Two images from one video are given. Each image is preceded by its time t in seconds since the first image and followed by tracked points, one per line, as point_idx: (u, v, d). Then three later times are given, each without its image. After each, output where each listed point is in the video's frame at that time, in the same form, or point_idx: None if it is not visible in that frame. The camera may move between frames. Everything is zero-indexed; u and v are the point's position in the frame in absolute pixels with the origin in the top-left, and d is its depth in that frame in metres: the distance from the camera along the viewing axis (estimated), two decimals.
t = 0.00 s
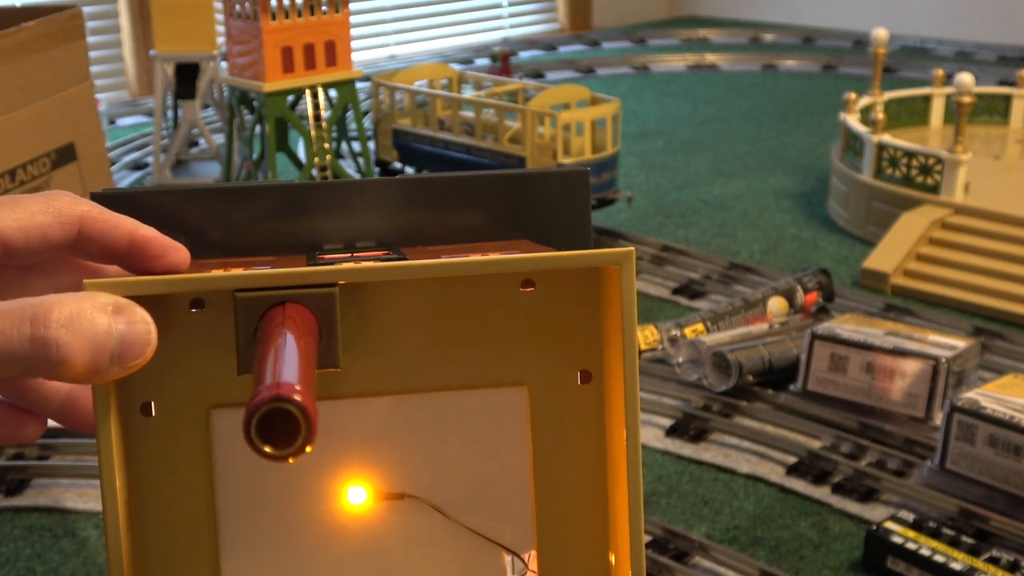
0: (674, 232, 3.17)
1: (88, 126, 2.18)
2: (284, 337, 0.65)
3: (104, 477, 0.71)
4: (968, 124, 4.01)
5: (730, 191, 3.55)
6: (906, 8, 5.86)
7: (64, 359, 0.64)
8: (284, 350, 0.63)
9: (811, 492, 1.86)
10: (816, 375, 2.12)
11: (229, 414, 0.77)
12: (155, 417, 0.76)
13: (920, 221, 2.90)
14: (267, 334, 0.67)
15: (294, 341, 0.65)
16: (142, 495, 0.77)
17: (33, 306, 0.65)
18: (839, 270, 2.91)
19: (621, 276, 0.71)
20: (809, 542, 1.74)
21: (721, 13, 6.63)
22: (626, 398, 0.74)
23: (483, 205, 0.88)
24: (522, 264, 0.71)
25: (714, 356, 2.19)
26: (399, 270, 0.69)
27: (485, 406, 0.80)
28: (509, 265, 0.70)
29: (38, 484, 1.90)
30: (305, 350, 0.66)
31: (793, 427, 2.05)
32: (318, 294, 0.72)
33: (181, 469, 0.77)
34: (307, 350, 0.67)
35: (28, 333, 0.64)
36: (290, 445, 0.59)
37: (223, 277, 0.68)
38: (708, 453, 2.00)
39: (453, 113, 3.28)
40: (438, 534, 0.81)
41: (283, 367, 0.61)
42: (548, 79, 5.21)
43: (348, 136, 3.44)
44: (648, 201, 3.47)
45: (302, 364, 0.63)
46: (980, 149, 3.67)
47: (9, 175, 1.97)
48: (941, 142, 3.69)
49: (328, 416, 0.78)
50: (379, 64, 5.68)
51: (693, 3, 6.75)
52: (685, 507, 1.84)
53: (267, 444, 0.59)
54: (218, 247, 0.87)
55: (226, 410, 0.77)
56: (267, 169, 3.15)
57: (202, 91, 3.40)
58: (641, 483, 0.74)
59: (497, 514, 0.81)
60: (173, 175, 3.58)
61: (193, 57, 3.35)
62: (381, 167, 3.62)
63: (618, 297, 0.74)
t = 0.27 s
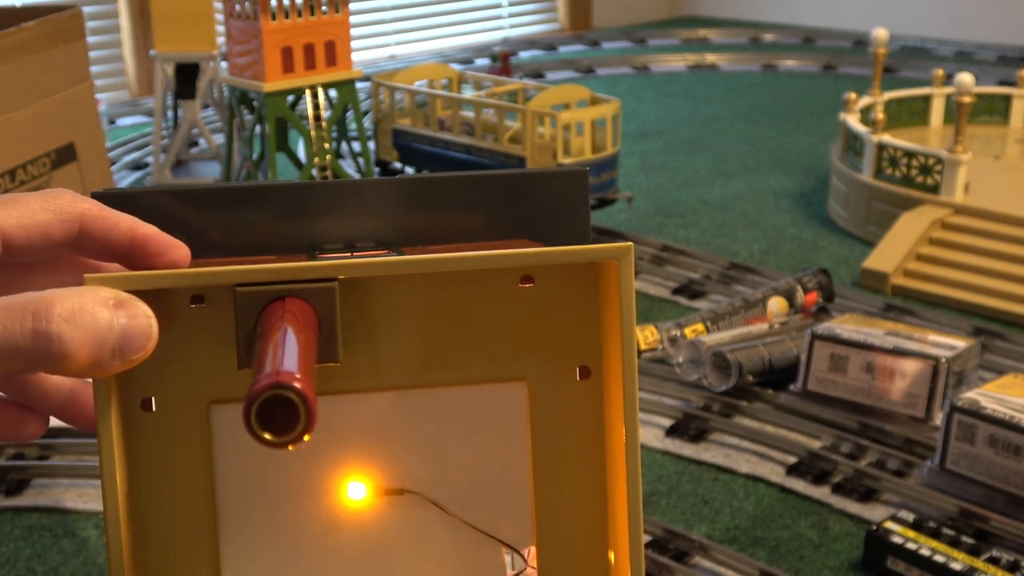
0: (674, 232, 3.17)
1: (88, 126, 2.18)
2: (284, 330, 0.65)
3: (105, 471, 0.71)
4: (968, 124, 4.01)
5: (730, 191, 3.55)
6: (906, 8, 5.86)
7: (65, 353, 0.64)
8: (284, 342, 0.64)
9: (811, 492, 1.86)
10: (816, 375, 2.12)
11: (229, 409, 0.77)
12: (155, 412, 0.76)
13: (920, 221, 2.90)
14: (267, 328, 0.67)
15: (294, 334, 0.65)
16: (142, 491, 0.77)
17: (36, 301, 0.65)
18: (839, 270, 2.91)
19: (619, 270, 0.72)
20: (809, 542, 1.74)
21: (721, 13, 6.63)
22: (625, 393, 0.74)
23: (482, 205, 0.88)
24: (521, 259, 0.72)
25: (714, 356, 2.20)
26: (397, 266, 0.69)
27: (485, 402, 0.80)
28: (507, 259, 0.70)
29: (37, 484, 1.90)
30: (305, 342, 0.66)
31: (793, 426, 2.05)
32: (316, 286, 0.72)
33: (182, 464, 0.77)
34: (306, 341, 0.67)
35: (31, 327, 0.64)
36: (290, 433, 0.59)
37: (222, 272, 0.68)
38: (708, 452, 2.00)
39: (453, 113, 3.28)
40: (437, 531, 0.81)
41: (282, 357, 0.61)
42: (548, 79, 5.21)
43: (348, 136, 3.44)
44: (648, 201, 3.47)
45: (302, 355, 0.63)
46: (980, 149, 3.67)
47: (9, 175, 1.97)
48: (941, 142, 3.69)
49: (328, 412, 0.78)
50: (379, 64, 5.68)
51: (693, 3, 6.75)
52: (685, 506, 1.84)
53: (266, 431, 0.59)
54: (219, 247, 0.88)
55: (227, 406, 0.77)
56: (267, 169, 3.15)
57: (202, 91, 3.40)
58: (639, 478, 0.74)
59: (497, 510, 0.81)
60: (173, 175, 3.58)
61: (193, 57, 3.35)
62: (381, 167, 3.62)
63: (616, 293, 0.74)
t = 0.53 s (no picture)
0: (674, 232, 3.17)
1: (88, 126, 2.18)
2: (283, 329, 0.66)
3: (105, 470, 0.71)
4: (968, 124, 4.01)
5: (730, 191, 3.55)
6: (906, 8, 5.86)
7: (66, 351, 0.64)
8: (284, 340, 0.64)
9: (811, 492, 1.86)
10: (816, 375, 2.12)
11: (229, 408, 0.77)
12: (155, 411, 0.76)
13: (920, 221, 2.90)
14: (268, 326, 0.67)
15: (294, 332, 0.66)
16: (143, 489, 0.77)
17: (36, 300, 0.65)
18: (839, 270, 2.91)
19: (619, 269, 0.72)
20: (809, 542, 1.74)
21: (721, 13, 6.63)
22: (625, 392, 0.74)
23: (482, 205, 0.88)
24: (520, 258, 0.72)
25: (714, 356, 2.19)
26: (396, 265, 0.69)
27: (485, 401, 0.80)
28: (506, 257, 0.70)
29: (37, 484, 1.90)
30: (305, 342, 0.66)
31: (794, 426, 2.05)
32: (315, 284, 0.72)
33: (182, 463, 0.77)
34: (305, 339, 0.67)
35: (31, 326, 0.64)
36: (290, 428, 0.59)
37: (221, 270, 0.68)
38: (708, 452, 2.00)
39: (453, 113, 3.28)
40: (437, 530, 0.81)
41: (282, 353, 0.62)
42: (548, 79, 5.21)
43: (348, 135, 3.43)
44: (648, 201, 3.47)
45: (302, 353, 0.63)
46: (980, 149, 3.67)
47: (9, 175, 1.97)
48: (941, 142, 3.69)
49: (327, 411, 0.78)
50: (379, 64, 5.68)
51: (693, 4, 6.75)
52: (685, 506, 1.84)
53: (266, 428, 0.59)
54: (219, 247, 0.88)
55: (227, 405, 0.77)
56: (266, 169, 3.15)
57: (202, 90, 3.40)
58: (639, 478, 0.74)
59: (497, 509, 0.81)
60: (173, 175, 3.58)
61: (193, 57, 3.35)
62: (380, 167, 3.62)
63: (616, 291, 0.74)
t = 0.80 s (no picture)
0: (674, 232, 3.17)
1: (88, 126, 2.18)
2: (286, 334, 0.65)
3: (106, 470, 0.71)
4: (968, 124, 4.01)
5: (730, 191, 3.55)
6: (906, 8, 5.86)
7: (65, 354, 0.64)
8: (284, 345, 0.63)
9: (811, 492, 1.86)
10: (816, 375, 2.12)
11: (229, 411, 0.77)
12: (155, 413, 0.76)
13: (920, 221, 2.90)
14: (270, 328, 0.67)
15: (294, 336, 0.65)
16: (143, 490, 0.77)
17: (35, 301, 0.65)
18: (839, 270, 2.91)
19: (620, 272, 0.72)
20: (809, 542, 1.74)
21: (721, 13, 6.63)
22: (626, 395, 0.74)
23: (482, 206, 0.88)
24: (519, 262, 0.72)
25: (714, 356, 2.19)
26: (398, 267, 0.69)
27: (485, 403, 0.80)
28: (506, 261, 0.70)
29: (37, 484, 1.90)
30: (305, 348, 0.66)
31: (793, 427, 2.05)
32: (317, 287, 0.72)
33: (182, 465, 0.77)
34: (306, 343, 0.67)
35: (30, 328, 0.64)
36: (289, 438, 0.59)
37: (221, 273, 0.68)
38: (708, 453, 2.00)
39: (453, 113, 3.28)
40: (437, 532, 0.81)
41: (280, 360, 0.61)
42: (548, 79, 5.21)
43: (348, 135, 3.43)
44: (648, 201, 3.47)
45: (303, 360, 0.63)
46: (980, 149, 3.67)
47: (9, 175, 1.97)
48: (941, 142, 3.69)
49: (329, 412, 0.78)
50: (379, 64, 5.68)
51: (693, 3, 6.75)
52: (685, 507, 1.84)
53: (267, 437, 0.59)
54: (219, 248, 0.88)
55: (227, 407, 0.77)
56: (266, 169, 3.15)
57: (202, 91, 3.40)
58: (639, 482, 0.74)
59: (496, 511, 0.81)
60: (173, 175, 3.58)
61: (193, 57, 3.35)
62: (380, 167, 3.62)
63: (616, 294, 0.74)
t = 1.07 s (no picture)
0: (674, 232, 3.17)
1: (88, 126, 2.18)
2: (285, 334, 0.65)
3: (105, 470, 0.71)
4: (968, 124, 4.01)
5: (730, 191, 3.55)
6: (906, 8, 5.86)
7: (65, 355, 0.64)
8: (284, 345, 0.63)
9: (811, 492, 1.86)
10: (816, 375, 2.12)
11: (229, 411, 0.77)
12: (155, 414, 0.76)
13: (920, 221, 2.90)
14: (269, 328, 0.67)
15: (294, 336, 0.65)
16: (144, 490, 0.77)
17: (35, 302, 0.65)
18: (839, 270, 2.91)
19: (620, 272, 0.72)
20: (809, 542, 1.74)
21: (721, 13, 6.63)
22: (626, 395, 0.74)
23: (482, 205, 0.88)
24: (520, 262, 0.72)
25: (714, 356, 2.19)
26: (398, 267, 0.69)
27: (485, 403, 0.80)
28: (507, 261, 0.70)
29: (37, 484, 1.90)
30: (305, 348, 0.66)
31: (793, 427, 2.05)
32: (317, 288, 0.72)
33: (182, 465, 0.77)
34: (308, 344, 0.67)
35: (30, 329, 0.64)
36: (289, 438, 0.59)
37: (220, 274, 0.68)
38: (708, 453, 2.00)
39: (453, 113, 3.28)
40: (437, 532, 0.81)
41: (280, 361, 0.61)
42: (548, 79, 5.21)
43: (348, 136, 3.43)
44: (648, 201, 3.47)
45: (303, 360, 0.64)
46: (980, 149, 3.67)
47: (9, 175, 1.97)
48: (941, 142, 3.69)
49: (329, 413, 0.78)
50: (379, 64, 5.68)
51: (693, 3, 6.75)
52: (685, 507, 1.84)
53: (267, 438, 0.59)
54: (219, 247, 0.88)
55: (226, 408, 0.77)
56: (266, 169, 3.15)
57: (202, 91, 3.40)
58: (639, 482, 0.74)
59: (496, 511, 0.81)
60: (173, 175, 3.58)
61: (193, 57, 3.35)
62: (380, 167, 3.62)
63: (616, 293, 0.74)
